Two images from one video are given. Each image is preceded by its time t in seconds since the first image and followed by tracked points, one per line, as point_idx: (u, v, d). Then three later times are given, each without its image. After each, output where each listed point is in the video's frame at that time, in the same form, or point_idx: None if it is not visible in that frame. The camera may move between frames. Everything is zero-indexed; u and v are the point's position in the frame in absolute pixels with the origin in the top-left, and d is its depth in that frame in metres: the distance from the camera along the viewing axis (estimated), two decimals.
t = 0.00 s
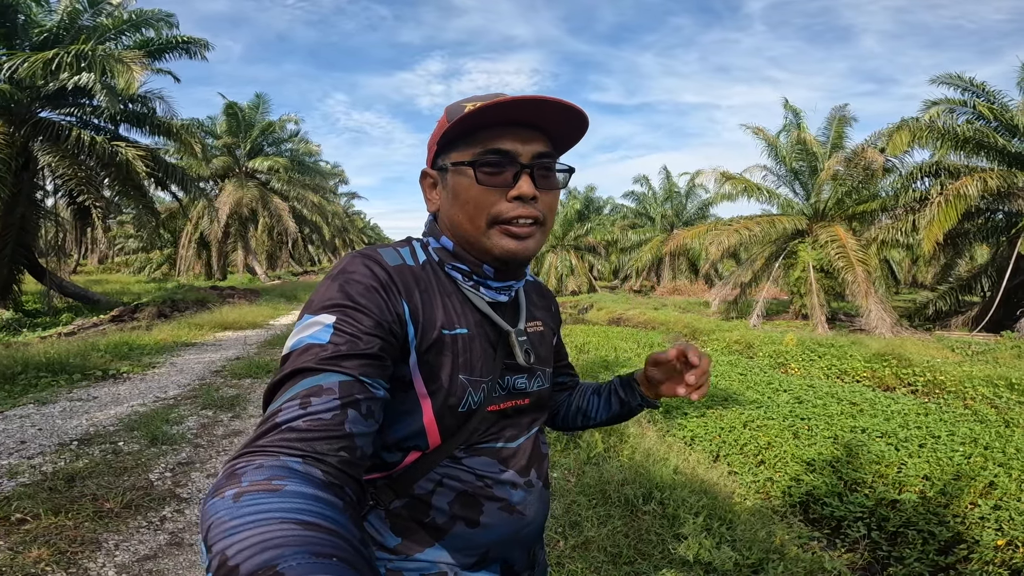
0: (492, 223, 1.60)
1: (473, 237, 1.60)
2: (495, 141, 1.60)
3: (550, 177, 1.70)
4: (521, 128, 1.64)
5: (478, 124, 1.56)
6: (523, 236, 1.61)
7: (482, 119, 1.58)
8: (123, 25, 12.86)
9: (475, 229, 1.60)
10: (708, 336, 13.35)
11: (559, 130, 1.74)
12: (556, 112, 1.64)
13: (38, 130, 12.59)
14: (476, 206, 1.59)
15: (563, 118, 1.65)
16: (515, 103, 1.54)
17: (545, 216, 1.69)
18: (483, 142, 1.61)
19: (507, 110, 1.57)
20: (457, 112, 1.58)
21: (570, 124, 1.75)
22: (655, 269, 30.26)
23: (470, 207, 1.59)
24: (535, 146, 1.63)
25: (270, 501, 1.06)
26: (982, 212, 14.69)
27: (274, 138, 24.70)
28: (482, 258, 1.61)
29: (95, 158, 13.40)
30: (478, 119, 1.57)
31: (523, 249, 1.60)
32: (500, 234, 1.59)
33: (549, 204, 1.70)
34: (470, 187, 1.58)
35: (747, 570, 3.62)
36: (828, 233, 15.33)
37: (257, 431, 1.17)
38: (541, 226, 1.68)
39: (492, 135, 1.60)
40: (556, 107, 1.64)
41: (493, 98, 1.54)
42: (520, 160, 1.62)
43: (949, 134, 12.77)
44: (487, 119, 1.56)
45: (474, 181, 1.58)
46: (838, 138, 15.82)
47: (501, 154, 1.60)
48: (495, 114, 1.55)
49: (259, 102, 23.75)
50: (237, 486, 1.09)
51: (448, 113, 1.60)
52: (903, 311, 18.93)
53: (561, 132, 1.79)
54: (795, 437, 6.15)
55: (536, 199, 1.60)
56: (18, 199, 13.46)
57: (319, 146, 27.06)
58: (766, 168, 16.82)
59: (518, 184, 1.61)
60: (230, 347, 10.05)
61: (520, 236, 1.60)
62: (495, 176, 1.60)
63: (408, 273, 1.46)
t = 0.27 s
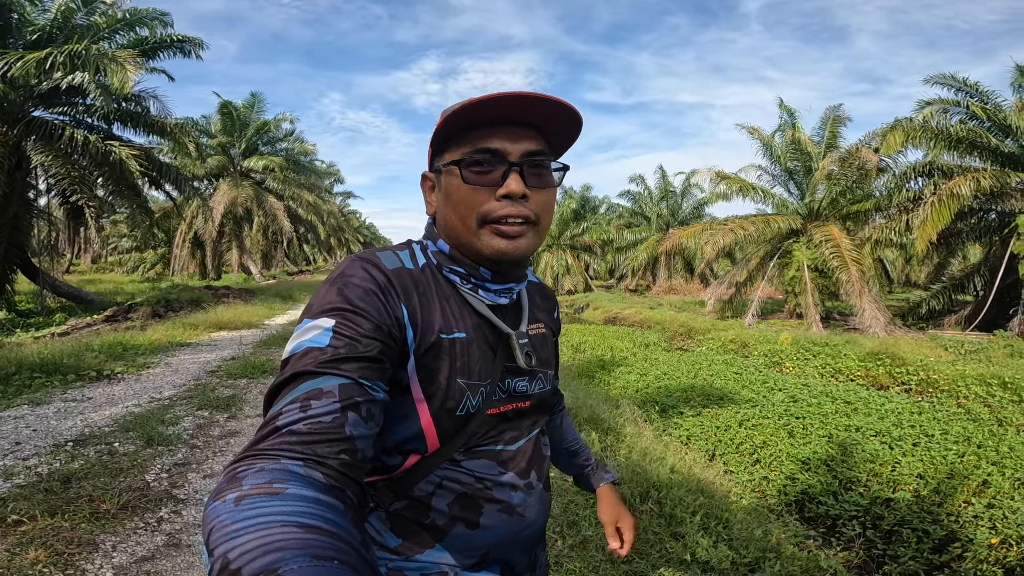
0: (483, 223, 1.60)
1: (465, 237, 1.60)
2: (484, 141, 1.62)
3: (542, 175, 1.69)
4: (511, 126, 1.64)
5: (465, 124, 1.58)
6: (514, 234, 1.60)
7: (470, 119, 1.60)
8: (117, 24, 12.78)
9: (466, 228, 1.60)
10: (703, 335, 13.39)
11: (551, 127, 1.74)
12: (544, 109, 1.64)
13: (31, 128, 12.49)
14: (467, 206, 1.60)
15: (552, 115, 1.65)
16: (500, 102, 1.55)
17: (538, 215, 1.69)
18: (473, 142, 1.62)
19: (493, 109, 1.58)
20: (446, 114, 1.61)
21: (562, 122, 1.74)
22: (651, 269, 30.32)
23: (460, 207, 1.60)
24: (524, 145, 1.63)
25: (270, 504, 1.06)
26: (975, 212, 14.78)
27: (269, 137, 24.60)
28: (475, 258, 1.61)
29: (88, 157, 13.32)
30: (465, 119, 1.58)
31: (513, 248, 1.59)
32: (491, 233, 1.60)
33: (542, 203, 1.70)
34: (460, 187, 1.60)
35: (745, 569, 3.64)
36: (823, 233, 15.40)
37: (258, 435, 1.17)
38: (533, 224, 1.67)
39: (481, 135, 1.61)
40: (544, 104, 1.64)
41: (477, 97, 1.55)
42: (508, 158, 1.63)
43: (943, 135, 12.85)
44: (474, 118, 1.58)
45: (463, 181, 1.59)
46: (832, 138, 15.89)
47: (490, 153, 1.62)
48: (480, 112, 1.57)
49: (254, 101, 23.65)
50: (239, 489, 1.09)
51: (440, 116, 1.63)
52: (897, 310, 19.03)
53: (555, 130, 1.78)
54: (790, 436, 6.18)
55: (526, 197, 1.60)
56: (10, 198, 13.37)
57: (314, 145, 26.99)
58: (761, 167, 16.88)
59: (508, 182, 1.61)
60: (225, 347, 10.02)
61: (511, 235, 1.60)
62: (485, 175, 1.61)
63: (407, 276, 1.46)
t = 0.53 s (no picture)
0: (479, 220, 1.60)
1: (460, 235, 1.61)
2: (480, 140, 1.63)
3: (540, 171, 1.66)
4: (506, 123, 1.64)
5: (458, 124, 1.61)
6: (508, 231, 1.59)
7: (464, 119, 1.62)
8: (110, 22, 12.69)
9: (460, 226, 1.61)
10: (698, 334, 13.43)
11: (553, 125, 1.72)
12: (539, 106, 1.62)
13: (22, 126, 12.40)
14: (461, 203, 1.61)
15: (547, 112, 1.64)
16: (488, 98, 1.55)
17: (537, 213, 1.66)
18: (469, 141, 1.64)
19: (485, 108, 1.59)
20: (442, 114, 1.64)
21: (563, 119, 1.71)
22: (646, 268, 30.38)
23: (456, 206, 1.62)
24: (518, 141, 1.63)
25: (278, 500, 1.06)
26: (967, 212, 14.90)
27: (263, 136, 24.49)
28: (472, 256, 1.60)
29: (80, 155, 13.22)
30: (458, 119, 1.61)
31: (506, 244, 1.57)
32: (485, 231, 1.59)
33: (541, 200, 1.67)
34: (455, 185, 1.62)
35: (743, 567, 3.65)
36: (816, 232, 15.48)
37: (266, 431, 1.18)
38: (531, 222, 1.64)
39: (476, 134, 1.63)
40: (539, 100, 1.62)
41: (466, 96, 1.58)
42: (502, 156, 1.63)
43: (935, 135, 12.94)
44: (465, 117, 1.60)
45: (458, 179, 1.61)
46: (826, 138, 15.98)
47: (485, 151, 1.62)
48: (471, 111, 1.58)
49: (249, 99, 23.52)
50: (246, 486, 1.09)
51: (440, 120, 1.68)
52: (890, 309, 19.16)
53: (559, 128, 1.75)
54: (784, 434, 6.22)
55: (519, 193, 1.58)
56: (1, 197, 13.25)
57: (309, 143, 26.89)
58: (755, 167, 16.93)
59: (501, 179, 1.61)
60: (220, 347, 9.97)
61: (505, 231, 1.59)
62: (480, 173, 1.62)
63: (415, 276, 1.46)
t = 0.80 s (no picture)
0: (485, 223, 1.61)
1: (466, 238, 1.62)
2: (486, 142, 1.63)
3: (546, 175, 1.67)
4: (513, 126, 1.64)
5: (465, 126, 1.61)
6: (513, 234, 1.59)
7: (470, 123, 1.62)
8: (103, 20, 12.59)
9: (467, 229, 1.62)
10: (694, 334, 13.46)
11: (562, 129, 1.72)
12: (545, 110, 1.62)
13: (14, 124, 12.29)
14: (468, 206, 1.62)
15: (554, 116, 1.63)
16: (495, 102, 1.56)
17: (543, 215, 1.66)
18: (475, 143, 1.64)
19: (492, 112, 1.59)
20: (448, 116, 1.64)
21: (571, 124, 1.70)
22: (641, 267, 30.42)
23: (463, 208, 1.63)
24: (525, 145, 1.62)
25: (282, 504, 1.06)
26: (959, 212, 15.00)
27: (257, 134, 24.36)
28: (478, 258, 1.61)
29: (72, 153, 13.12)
30: (464, 122, 1.61)
31: (512, 248, 1.58)
32: (491, 233, 1.59)
33: (547, 203, 1.67)
34: (462, 188, 1.62)
35: (741, 566, 3.66)
36: (811, 232, 15.54)
37: (272, 434, 1.17)
38: (537, 225, 1.65)
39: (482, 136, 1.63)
40: (546, 104, 1.61)
41: (473, 99, 1.58)
42: (509, 159, 1.63)
43: (928, 136, 13.03)
44: (472, 120, 1.60)
45: (464, 181, 1.61)
46: (820, 138, 16.06)
47: (492, 154, 1.62)
48: (476, 114, 1.58)
49: (243, 97, 23.39)
50: (251, 489, 1.09)
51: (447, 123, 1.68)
52: (883, 309, 19.28)
53: (567, 132, 1.75)
54: (780, 434, 6.25)
55: (525, 196, 1.59)
56: None
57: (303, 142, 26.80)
58: (750, 167, 17.00)
59: (508, 182, 1.61)
60: (214, 346, 9.91)
61: (511, 234, 1.59)
62: (486, 176, 1.62)
63: (422, 278, 1.46)
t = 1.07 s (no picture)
0: (520, 228, 1.59)
1: (498, 243, 1.59)
2: (520, 146, 1.59)
3: (576, 183, 1.68)
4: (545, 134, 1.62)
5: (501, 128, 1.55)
6: (548, 240, 1.59)
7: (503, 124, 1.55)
8: (98, 18, 12.50)
9: (500, 234, 1.58)
10: (689, 334, 13.50)
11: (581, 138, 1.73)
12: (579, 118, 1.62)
13: (7, 122, 12.19)
14: (502, 211, 1.58)
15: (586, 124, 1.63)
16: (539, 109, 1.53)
17: (569, 220, 1.69)
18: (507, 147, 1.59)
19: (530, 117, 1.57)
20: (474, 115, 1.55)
21: (595, 135, 1.72)
22: (636, 268, 30.49)
23: (496, 213, 1.58)
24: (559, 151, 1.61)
25: (294, 504, 1.07)
26: (952, 214, 15.12)
27: (252, 133, 24.26)
28: (499, 262, 1.60)
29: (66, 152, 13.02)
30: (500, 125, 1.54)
31: (547, 253, 1.59)
32: (526, 239, 1.58)
33: (574, 208, 1.70)
34: (496, 193, 1.57)
35: (742, 566, 3.67)
36: (805, 233, 15.62)
37: (284, 435, 1.19)
38: (565, 229, 1.67)
39: (516, 141, 1.58)
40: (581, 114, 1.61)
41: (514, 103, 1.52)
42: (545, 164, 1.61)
43: (922, 138, 13.14)
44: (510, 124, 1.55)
45: (499, 185, 1.57)
46: (815, 140, 16.16)
47: (526, 159, 1.59)
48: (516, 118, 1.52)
49: (238, 96, 23.28)
50: (263, 489, 1.10)
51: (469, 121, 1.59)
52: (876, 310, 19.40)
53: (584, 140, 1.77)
54: (775, 434, 6.27)
55: (562, 204, 1.59)
56: None
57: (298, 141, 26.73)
58: (745, 169, 17.06)
59: (544, 188, 1.60)
60: (209, 346, 9.85)
61: (546, 240, 1.59)
62: (521, 181, 1.59)
63: (432, 280, 1.47)
